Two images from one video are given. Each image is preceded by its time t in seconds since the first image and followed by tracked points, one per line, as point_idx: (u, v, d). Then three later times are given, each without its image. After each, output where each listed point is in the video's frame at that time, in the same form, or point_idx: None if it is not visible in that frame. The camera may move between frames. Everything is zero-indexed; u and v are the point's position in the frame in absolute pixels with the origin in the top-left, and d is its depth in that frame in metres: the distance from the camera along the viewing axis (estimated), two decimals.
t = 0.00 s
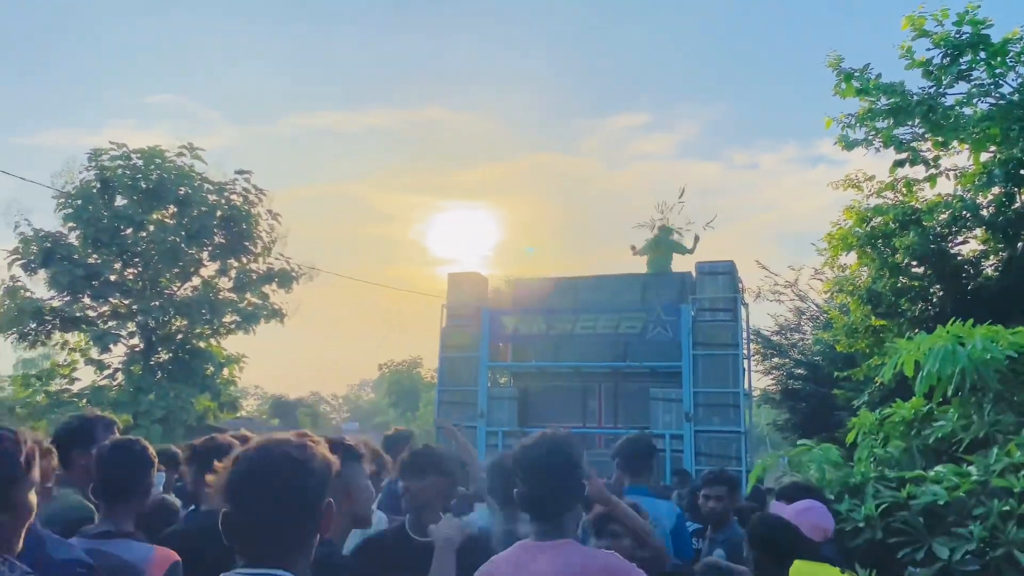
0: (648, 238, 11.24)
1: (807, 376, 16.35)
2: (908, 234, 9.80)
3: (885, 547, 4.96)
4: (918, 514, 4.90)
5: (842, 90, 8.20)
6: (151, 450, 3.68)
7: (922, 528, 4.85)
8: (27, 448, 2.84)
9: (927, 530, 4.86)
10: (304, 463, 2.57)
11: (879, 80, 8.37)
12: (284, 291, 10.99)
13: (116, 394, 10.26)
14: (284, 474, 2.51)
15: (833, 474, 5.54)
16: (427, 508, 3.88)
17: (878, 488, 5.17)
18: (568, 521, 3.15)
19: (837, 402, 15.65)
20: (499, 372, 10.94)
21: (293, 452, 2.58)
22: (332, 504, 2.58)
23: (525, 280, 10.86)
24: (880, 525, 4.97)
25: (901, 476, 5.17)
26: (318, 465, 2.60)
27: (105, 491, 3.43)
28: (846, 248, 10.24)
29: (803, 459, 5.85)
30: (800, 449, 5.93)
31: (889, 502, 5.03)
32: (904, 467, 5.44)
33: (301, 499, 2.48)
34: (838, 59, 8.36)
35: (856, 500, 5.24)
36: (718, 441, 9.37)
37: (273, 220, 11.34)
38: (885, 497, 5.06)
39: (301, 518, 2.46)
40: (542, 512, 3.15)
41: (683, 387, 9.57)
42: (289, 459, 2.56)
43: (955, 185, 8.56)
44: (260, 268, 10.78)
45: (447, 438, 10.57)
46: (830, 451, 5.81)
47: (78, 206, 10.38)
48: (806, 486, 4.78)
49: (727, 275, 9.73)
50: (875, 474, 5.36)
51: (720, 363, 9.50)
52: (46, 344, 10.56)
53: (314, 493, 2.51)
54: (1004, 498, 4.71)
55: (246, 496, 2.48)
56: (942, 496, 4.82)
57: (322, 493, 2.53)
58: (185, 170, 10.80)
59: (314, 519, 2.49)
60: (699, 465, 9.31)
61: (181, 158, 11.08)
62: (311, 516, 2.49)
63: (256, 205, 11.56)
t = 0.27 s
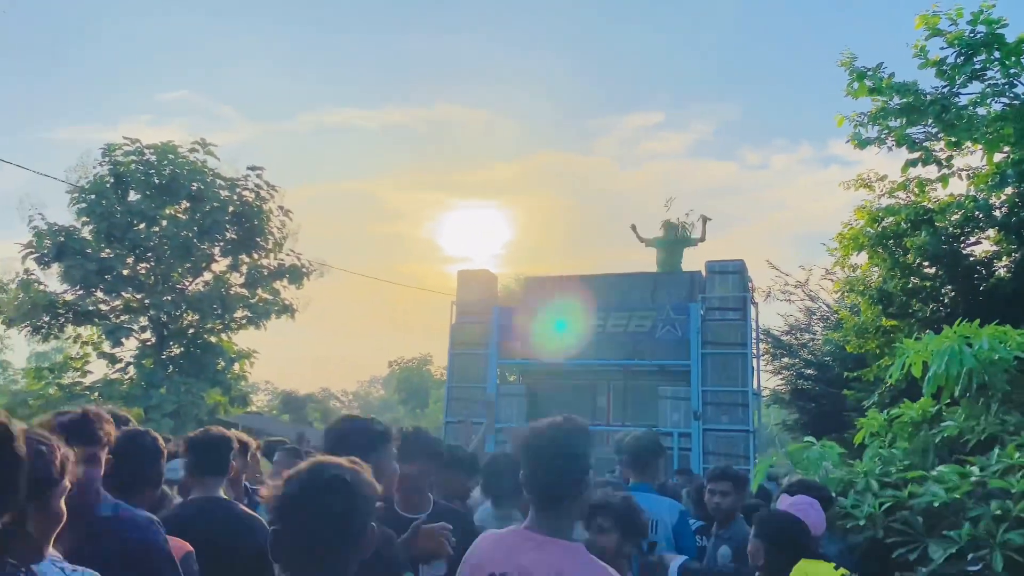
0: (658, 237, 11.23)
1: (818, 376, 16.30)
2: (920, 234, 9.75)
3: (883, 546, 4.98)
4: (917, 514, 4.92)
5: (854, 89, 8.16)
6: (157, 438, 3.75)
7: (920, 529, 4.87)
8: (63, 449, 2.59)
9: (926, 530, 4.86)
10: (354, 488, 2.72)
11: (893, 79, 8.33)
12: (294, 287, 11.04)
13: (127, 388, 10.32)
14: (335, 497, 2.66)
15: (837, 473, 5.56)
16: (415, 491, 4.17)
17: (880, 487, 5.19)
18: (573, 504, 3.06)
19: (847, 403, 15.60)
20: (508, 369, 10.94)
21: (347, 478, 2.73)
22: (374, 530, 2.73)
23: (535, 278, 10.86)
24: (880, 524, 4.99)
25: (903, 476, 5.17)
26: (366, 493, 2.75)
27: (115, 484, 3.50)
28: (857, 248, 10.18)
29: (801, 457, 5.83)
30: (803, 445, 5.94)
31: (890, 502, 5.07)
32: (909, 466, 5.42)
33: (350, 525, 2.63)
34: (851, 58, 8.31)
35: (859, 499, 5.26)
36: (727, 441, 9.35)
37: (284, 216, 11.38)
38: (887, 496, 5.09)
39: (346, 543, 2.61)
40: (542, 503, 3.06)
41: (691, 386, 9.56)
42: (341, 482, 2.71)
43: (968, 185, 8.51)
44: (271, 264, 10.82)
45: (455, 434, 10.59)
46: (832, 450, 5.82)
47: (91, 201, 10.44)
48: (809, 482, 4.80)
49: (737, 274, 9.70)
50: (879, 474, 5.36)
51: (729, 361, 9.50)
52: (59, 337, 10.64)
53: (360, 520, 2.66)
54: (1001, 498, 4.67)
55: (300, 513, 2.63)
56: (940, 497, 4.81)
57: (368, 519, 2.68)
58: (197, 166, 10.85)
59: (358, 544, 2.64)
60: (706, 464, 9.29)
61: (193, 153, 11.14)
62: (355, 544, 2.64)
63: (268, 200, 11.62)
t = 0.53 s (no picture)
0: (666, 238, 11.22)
1: (825, 380, 16.27)
2: (929, 239, 9.69)
3: (883, 550, 4.97)
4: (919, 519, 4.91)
5: (866, 93, 8.13)
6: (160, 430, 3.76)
7: (922, 534, 4.87)
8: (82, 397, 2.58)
9: (927, 535, 4.87)
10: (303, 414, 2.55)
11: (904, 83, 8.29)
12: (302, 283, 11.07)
13: (135, 382, 10.36)
14: (283, 424, 2.51)
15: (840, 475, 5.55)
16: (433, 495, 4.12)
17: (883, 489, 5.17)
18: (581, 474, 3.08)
19: (854, 408, 15.56)
20: (514, 369, 10.94)
21: (298, 404, 2.58)
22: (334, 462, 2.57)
23: (542, 277, 10.86)
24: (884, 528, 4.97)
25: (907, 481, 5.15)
26: (319, 421, 2.58)
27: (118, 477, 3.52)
28: (866, 252, 10.11)
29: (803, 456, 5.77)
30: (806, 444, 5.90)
31: (894, 506, 5.04)
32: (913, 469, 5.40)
33: (299, 452, 2.47)
34: (863, 61, 8.28)
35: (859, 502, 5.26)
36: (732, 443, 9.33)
37: (293, 213, 11.41)
38: (889, 500, 5.08)
39: (298, 471, 2.46)
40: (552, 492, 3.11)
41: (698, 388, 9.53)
42: (290, 411, 2.56)
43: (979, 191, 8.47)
44: (279, 260, 10.85)
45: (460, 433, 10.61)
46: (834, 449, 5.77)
47: (102, 194, 10.48)
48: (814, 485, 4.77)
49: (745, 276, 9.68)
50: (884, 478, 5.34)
51: (735, 364, 9.47)
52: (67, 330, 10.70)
53: (312, 446, 2.50)
54: (1000, 503, 4.65)
55: (246, 453, 2.48)
56: (939, 502, 4.81)
57: (319, 448, 2.51)
58: (208, 161, 10.88)
59: (314, 473, 2.48)
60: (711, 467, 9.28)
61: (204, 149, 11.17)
62: (310, 474, 2.48)
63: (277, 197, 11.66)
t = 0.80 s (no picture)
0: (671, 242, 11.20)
1: (828, 387, 16.24)
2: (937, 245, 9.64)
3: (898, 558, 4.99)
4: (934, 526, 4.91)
5: (874, 97, 8.10)
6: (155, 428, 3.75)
7: (938, 541, 4.87)
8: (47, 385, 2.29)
9: (943, 542, 4.88)
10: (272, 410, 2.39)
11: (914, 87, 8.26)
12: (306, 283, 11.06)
13: (137, 379, 10.36)
14: (247, 426, 2.35)
15: (851, 482, 5.54)
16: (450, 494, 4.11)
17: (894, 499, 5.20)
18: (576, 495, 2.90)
19: (858, 415, 15.53)
20: (516, 371, 10.92)
21: (267, 398, 2.42)
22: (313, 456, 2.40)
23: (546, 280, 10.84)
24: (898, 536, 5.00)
25: (919, 488, 5.16)
26: (295, 412, 2.43)
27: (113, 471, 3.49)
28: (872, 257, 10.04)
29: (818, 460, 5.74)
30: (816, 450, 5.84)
31: (906, 514, 5.06)
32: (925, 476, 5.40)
33: (267, 446, 2.31)
34: (871, 65, 8.25)
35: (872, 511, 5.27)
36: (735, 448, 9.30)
37: (298, 212, 11.41)
38: (901, 507, 5.08)
39: (273, 460, 2.32)
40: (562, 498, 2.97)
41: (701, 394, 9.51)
42: (257, 406, 2.41)
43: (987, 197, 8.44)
44: (284, 259, 10.86)
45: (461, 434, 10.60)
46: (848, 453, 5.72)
47: (107, 191, 10.50)
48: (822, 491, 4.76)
49: (750, 280, 9.68)
50: (895, 486, 5.34)
51: (739, 369, 9.43)
52: (70, 326, 10.71)
53: (283, 439, 2.34)
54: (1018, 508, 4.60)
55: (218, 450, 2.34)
56: (956, 506, 4.77)
57: (291, 436, 2.36)
58: (213, 160, 10.90)
59: (288, 469, 2.33)
60: (713, 472, 9.27)
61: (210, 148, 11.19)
62: (287, 461, 2.34)
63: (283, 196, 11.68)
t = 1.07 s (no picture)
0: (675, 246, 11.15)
1: (833, 394, 16.16)
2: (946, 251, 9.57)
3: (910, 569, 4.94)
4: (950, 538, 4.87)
5: (884, 101, 8.06)
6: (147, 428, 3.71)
7: (954, 555, 4.83)
8: None
9: (958, 555, 4.83)
10: (287, 431, 2.79)
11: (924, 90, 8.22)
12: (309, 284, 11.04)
13: (138, 379, 10.33)
14: (270, 444, 2.73)
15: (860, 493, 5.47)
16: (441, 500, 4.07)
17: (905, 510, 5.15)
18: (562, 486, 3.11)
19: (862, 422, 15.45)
20: (518, 375, 10.87)
21: (286, 423, 2.81)
22: (320, 475, 2.78)
23: (549, 283, 10.80)
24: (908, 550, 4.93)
25: (933, 499, 5.12)
26: (303, 439, 2.79)
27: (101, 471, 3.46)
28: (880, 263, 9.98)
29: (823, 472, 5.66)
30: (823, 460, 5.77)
31: (918, 526, 5.03)
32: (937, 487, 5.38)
33: (282, 467, 2.69)
34: (880, 69, 8.21)
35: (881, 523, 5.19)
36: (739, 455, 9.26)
37: (301, 214, 11.39)
38: (913, 519, 5.05)
39: (284, 484, 2.68)
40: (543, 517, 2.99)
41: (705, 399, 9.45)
42: (269, 433, 2.78)
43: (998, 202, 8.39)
44: (287, 260, 10.84)
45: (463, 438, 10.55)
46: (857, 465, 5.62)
47: (110, 190, 10.48)
48: (830, 500, 4.70)
49: (755, 286, 9.64)
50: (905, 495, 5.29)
51: (744, 374, 9.39)
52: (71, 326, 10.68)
53: (297, 459, 2.71)
54: None
55: (234, 473, 2.70)
56: (973, 521, 4.72)
57: (305, 462, 2.73)
58: (217, 160, 10.89)
59: (298, 491, 2.69)
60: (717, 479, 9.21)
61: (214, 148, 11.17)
62: (296, 485, 2.70)
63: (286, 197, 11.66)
